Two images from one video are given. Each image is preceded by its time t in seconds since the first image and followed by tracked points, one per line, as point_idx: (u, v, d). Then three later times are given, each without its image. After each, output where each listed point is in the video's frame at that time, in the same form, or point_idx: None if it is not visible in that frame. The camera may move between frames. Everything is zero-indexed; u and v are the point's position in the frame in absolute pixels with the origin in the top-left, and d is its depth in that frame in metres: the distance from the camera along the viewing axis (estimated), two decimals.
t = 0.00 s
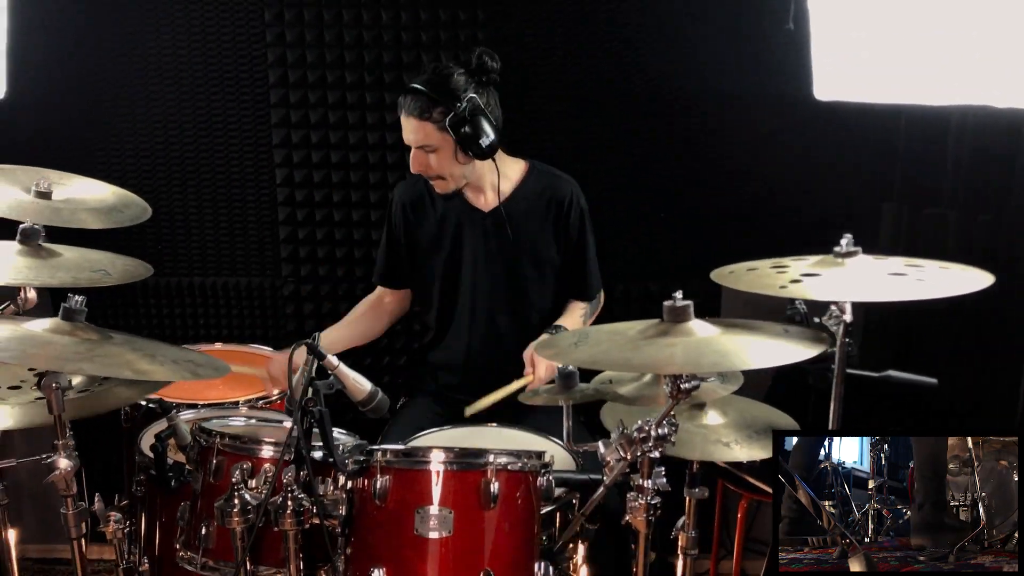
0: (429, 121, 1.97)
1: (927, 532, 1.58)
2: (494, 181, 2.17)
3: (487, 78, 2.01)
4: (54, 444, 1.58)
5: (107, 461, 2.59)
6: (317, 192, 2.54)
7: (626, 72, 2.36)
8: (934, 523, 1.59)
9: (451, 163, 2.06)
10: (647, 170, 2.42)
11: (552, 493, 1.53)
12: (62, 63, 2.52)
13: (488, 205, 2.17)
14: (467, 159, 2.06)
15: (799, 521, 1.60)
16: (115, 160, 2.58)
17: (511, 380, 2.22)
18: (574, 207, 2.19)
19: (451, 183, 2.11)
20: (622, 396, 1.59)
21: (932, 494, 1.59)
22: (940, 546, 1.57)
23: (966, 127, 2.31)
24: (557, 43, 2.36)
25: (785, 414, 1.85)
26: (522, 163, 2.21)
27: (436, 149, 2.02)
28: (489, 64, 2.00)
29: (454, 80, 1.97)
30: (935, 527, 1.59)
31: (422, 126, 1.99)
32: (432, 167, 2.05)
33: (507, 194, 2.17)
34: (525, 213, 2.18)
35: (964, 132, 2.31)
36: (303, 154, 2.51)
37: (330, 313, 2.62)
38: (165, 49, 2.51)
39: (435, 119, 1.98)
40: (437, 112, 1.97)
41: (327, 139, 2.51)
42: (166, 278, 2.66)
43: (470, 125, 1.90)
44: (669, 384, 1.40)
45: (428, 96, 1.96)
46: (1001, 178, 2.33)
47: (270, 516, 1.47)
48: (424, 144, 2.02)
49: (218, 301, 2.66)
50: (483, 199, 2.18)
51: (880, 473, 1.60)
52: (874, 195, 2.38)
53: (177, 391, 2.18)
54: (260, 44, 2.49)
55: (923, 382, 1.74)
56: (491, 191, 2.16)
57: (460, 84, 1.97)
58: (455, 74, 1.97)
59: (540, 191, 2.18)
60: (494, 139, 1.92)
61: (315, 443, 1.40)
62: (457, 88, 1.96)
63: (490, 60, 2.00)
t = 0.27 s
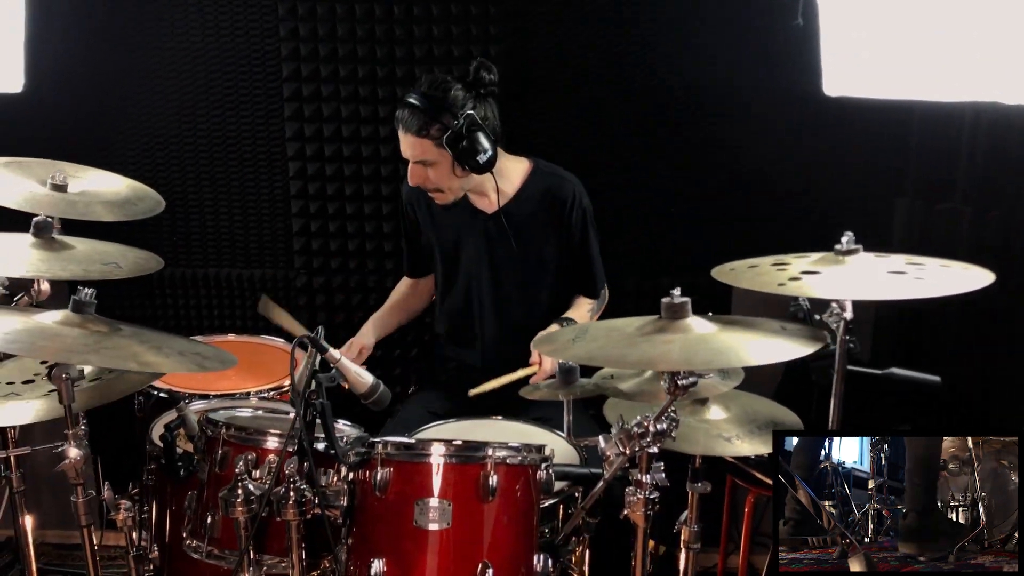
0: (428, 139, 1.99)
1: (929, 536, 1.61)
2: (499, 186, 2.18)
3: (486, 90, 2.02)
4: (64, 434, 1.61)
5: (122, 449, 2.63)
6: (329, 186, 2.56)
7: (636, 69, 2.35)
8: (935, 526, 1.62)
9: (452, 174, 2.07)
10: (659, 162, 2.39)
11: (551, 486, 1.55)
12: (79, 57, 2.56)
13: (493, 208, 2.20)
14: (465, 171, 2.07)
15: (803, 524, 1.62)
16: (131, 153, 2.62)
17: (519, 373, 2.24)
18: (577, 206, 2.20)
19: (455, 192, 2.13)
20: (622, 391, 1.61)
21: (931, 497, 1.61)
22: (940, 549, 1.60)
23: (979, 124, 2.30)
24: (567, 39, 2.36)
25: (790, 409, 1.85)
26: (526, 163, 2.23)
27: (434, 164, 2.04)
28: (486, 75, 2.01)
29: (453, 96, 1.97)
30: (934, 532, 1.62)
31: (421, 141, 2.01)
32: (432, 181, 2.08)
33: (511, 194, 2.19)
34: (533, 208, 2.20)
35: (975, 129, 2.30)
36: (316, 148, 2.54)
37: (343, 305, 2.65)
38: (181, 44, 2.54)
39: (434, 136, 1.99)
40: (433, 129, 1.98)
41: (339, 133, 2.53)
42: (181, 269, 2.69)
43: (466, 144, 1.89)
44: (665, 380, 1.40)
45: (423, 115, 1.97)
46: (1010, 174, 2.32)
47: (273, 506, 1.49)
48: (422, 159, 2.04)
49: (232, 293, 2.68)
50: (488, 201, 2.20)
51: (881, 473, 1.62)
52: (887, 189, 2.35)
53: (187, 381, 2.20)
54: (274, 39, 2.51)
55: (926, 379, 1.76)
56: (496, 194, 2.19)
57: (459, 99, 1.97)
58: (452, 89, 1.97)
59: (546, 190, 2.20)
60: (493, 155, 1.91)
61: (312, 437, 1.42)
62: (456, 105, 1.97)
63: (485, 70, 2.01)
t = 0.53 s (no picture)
0: (449, 111, 2.00)
1: (931, 533, 1.63)
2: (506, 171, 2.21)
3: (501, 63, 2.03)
4: (76, 424, 1.67)
5: (137, 438, 2.69)
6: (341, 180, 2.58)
7: (644, 73, 2.38)
8: (936, 526, 1.63)
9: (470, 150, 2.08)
10: (665, 169, 2.44)
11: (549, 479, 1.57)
12: (96, 53, 2.60)
13: (501, 194, 2.22)
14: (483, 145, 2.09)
15: (801, 522, 1.66)
16: (147, 147, 2.66)
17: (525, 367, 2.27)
18: (585, 196, 2.23)
19: (471, 171, 2.13)
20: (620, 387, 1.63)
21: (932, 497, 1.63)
22: (939, 547, 1.63)
23: (989, 123, 2.27)
24: (575, 39, 2.39)
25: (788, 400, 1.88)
26: (534, 154, 2.24)
27: (454, 137, 2.04)
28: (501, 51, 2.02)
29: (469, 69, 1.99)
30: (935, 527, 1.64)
31: (439, 113, 2.01)
32: (449, 156, 2.08)
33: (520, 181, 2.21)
34: (540, 203, 2.22)
35: (984, 127, 2.28)
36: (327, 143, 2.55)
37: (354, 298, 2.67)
38: (195, 40, 2.58)
39: (454, 107, 2.00)
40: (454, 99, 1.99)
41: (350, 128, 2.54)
42: (196, 262, 2.73)
43: (486, 114, 1.93)
44: (659, 376, 1.43)
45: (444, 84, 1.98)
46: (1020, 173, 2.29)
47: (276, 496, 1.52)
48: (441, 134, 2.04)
49: (246, 286, 2.72)
50: (496, 187, 2.22)
51: (881, 473, 1.63)
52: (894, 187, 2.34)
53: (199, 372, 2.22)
54: (287, 35, 2.54)
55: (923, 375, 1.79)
56: (504, 178, 2.21)
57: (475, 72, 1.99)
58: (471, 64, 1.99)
59: (552, 181, 2.23)
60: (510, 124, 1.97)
61: (314, 430, 1.45)
62: (474, 77, 1.99)
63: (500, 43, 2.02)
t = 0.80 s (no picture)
0: (479, 131, 1.94)
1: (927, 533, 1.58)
2: (513, 174, 2.21)
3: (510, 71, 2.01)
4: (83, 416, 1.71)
5: (147, 430, 2.73)
6: (348, 176, 2.59)
7: (649, 71, 2.39)
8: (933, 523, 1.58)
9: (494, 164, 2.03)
10: (669, 167, 2.44)
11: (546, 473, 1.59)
12: (108, 49, 2.64)
13: (508, 195, 2.24)
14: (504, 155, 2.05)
15: (799, 522, 1.61)
16: (158, 142, 2.70)
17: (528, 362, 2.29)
18: (588, 197, 2.22)
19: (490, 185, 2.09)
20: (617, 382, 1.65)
21: (929, 498, 1.58)
22: (939, 547, 1.57)
23: (993, 120, 2.27)
24: (580, 37, 2.40)
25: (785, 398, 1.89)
26: (539, 154, 2.27)
27: (482, 155, 1.99)
28: (507, 60, 2.00)
29: (489, 86, 1.93)
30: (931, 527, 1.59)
31: (465, 134, 1.94)
32: (473, 172, 2.03)
33: (528, 181, 2.23)
34: (544, 200, 2.24)
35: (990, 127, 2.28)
36: (335, 138, 2.57)
37: (361, 293, 2.69)
38: (206, 36, 2.61)
39: (481, 127, 1.94)
40: (481, 118, 1.93)
41: (358, 124, 2.56)
42: (206, 256, 2.77)
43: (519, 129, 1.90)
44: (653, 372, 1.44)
45: (471, 106, 1.90)
46: None
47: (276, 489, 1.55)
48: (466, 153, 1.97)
49: (256, 279, 2.76)
50: (504, 189, 2.24)
51: (881, 473, 1.58)
52: (898, 187, 2.35)
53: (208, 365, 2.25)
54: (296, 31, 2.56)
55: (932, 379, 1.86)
56: (512, 182, 2.23)
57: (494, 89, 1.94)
58: (493, 79, 1.94)
59: (557, 181, 2.24)
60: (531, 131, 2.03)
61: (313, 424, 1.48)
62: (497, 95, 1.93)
63: (506, 52, 1.99)
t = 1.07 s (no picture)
0: (496, 131, 1.94)
1: (927, 537, 1.63)
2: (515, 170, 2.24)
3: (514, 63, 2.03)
4: (86, 408, 1.71)
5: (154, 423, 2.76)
6: (353, 172, 2.61)
7: (650, 69, 2.40)
8: (932, 525, 1.64)
9: (507, 159, 2.04)
10: (670, 164, 2.46)
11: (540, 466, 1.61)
12: (116, 46, 2.67)
13: (510, 191, 2.26)
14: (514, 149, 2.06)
15: (800, 515, 1.68)
16: (165, 138, 2.72)
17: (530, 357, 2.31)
18: (589, 193, 2.25)
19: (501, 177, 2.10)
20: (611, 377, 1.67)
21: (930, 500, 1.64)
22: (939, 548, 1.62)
23: (995, 119, 2.26)
24: (581, 35, 2.41)
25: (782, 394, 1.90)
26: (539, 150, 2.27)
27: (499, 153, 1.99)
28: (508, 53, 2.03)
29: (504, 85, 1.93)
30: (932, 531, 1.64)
31: (481, 135, 1.94)
32: (491, 169, 2.03)
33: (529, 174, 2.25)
34: (546, 197, 2.25)
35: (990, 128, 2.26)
36: (340, 135, 2.59)
37: (365, 288, 2.71)
38: (212, 33, 2.63)
39: (498, 126, 1.95)
40: (499, 118, 1.93)
41: (362, 120, 2.57)
42: (212, 251, 2.80)
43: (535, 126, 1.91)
44: (645, 367, 1.46)
45: (489, 106, 1.90)
46: None
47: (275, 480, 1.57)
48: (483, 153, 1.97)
49: (262, 274, 2.78)
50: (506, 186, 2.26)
51: (881, 473, 1.63)
52: (898, 185, 2.35)
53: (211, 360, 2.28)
54: (300, 28, 2.58)
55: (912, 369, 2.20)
56: (514, 179, 2.25)
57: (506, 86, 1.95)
58: (506, 78, 1.96)
59: (558, 178, 2.25)
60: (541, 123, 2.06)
61: (310, 417, 1.50)
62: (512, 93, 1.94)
63: (509, 46, 2.03)
